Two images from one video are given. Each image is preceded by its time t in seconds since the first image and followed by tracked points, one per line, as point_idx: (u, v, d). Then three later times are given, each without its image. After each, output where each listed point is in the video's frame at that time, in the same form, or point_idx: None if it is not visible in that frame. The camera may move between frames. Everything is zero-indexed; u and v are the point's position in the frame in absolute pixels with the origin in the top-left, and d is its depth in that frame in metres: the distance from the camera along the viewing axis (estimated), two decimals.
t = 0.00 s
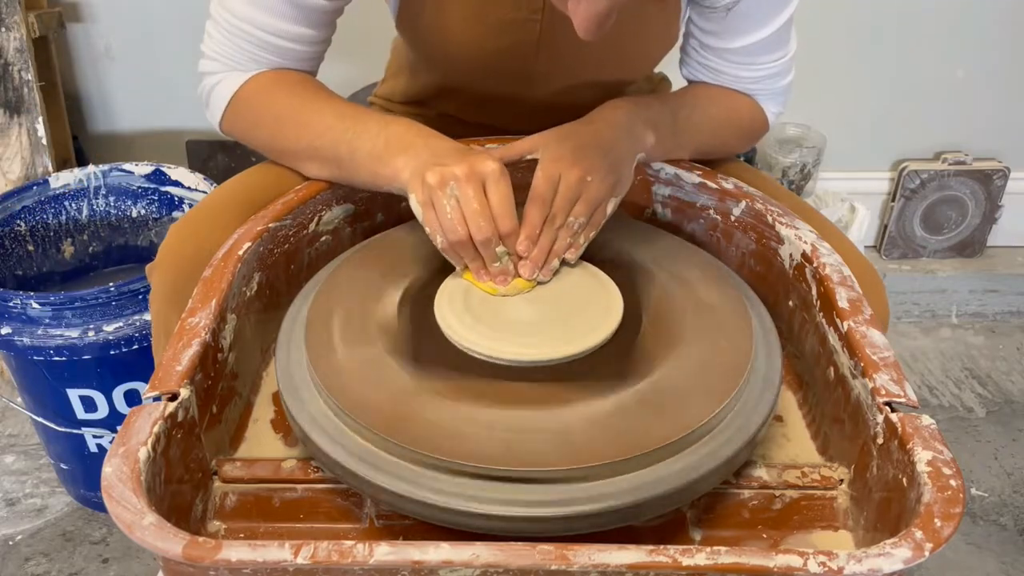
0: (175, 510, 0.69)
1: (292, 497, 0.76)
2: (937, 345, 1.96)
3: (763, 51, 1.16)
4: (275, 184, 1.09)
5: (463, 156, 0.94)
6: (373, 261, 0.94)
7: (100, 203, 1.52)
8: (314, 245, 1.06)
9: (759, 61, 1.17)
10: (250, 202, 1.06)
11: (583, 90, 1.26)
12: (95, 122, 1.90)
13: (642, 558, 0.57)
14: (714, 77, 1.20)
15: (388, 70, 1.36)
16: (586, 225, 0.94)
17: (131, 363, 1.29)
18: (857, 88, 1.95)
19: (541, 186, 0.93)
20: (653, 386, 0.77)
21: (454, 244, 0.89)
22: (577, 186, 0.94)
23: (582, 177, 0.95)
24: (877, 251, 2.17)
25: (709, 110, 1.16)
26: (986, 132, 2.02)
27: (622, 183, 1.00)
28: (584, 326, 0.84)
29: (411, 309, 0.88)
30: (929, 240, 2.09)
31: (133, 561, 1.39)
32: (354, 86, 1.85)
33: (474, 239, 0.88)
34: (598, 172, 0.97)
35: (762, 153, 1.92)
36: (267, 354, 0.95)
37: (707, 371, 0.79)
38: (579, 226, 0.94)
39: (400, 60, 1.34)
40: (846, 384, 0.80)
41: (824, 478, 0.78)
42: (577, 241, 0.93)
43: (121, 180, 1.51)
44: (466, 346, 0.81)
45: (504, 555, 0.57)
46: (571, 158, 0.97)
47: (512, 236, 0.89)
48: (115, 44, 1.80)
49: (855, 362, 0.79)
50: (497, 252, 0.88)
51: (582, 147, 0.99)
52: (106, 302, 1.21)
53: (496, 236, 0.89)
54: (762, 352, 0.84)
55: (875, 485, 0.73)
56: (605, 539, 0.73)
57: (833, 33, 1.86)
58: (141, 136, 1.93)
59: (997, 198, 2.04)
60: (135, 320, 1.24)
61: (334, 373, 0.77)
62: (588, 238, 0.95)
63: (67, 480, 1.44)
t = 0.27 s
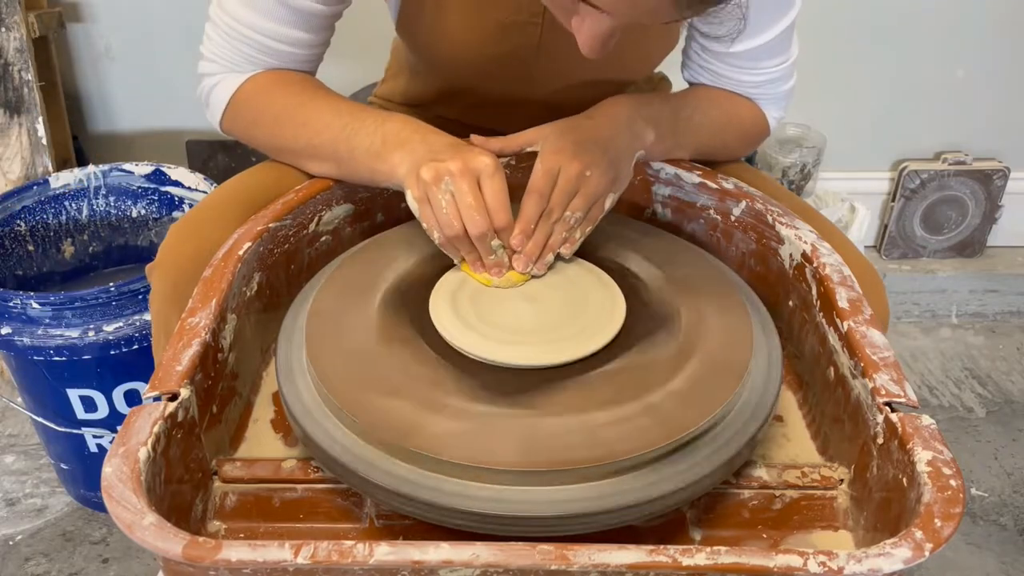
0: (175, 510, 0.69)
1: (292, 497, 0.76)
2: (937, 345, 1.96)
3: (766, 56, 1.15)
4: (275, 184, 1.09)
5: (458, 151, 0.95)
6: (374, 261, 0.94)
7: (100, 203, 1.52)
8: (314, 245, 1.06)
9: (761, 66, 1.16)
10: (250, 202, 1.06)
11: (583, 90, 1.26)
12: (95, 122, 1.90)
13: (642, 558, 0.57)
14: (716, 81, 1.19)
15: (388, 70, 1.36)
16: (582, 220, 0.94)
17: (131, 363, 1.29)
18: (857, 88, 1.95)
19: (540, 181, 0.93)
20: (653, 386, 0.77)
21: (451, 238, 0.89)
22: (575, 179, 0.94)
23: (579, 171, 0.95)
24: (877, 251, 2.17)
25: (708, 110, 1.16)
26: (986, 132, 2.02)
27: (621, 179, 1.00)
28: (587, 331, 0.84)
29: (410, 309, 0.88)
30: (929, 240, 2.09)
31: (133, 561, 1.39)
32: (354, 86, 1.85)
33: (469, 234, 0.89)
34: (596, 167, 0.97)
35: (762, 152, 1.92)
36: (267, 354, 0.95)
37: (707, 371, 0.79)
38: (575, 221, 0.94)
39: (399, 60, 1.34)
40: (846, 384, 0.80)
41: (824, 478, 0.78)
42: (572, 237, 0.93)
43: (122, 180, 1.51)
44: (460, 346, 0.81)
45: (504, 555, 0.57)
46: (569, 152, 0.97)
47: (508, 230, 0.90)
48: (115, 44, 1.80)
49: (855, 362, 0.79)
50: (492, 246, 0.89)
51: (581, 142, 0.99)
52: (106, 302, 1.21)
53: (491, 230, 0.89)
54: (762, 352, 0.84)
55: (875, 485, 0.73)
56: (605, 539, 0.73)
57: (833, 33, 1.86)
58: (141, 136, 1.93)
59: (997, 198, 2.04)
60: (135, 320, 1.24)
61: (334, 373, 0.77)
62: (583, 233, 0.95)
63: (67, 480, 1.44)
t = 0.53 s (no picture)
0: (175, 511, 0.69)
1: (292, 497, 0.76)
2: (937, 345, 1.96)
3: (766, 60, 1.16)
4: (274, 184, 1.09)
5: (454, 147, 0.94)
6: (373, 261, 0.94)
7: (100, 203, 1.52)
8: (314, 245, 1.05)
9: (761, 70, 1.17)
10: (250, 202, 1.06)
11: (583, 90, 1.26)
12: (95, 122, 1.90)
13: (642, 557, 0.57)
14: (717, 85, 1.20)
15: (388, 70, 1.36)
16: (578, 217, 0.94)
17: (131, 363, 1.29)
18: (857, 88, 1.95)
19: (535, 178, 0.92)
20: (653, 386, 0.77)
21: (447, 234, 0.89)
22: (573, 175, 0.94)
23: (577, 167, 0.94)
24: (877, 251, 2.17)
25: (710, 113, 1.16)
26: (986, 132, 2.02)
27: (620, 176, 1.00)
28: (590, 331, 0.83)
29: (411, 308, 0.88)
30: (929, 240, 2.09)
31: (133, 561, 1.39)
32: (354, 86, 1.85)
33: (465, 230, 0.89)
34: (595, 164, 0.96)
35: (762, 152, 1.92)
36: (267, 354, 0.95)
37: (708, 372, 0.79)
38: (572, 218, 0.93)
39: (400, 60, 1.34)
40: (846, 384, 0.80)
41: (824, 478, 0.78)
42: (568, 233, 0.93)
43: (122, 180, 1.51)
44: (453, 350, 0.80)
45: (504, 555, 0.57)
46: (568, 147, 0.96)
47: (503, 225, 0.89)
48: (115, 44, 1.80)
49: (855, 362, 0.79)
50: (487, 241, 0.89)
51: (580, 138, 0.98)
52: (105, 302, 1.21)
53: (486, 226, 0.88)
54: (762, 352, 0.84)
55: (875, 485, 0.73)
56: (605, 539, 0.73)
57: (833, 33, 1.86)
58: (141, 136, 1.93)
59: (997, 198, 2.04)
60: (135, 320, 1.24)
61: (334, 374, 0.77)
62: (580, 229, 0.94)
63: (67, 480, 1.44)
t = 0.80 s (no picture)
0: (175, 511, 0.69)
1: (292, 497, 0.76)
2: (937, 345, 1.96)
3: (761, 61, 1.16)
4: (275, 184, 1.09)
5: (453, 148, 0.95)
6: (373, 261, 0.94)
7: (100, 203, 1.52)
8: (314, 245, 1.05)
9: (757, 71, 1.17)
10: (250, 202, 1.06)
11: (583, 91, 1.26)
12: (95, 122, 1.90)
13: (642, 557, 0.57)
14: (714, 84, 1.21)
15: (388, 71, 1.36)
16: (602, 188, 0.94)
17: (131, 363, 1.29)
18: (857, 89, 1.95)
19: (547, 174, 0.88)
20: (653, 387, 0.77)
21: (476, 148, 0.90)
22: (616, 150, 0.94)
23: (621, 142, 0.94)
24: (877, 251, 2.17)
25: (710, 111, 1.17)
26: (986, 132, 2.02)
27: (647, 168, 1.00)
28: (593, 333, 0.83)
29: (411, 308, 0.88)
30: (929, 240, 2.09)
31: (133, 561, 1.39)
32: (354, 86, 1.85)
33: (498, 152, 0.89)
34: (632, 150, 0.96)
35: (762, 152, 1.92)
36: (268, 354, 0.95)
37: (708, 372, 0.79)
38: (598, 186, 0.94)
39: (400, 60, 1.34)
40: (846, 384, 0.80)
41: (825, 478, 0.78)
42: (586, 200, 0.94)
43: (121, 180, 1.51)
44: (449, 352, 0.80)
45: (504, 555, 0.57)
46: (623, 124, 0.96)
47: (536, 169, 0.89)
48: (116, 44, 1.80)
49: (855, 362, 0.79)
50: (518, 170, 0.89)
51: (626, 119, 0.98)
52: (105, 302, 1.21)
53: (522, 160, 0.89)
54: (762, 352, 0.84)
55: (875, 485, 0.73)
56: (605, 539, 0.73)
57: (833, 33, 1.86)
58: (141, 136, 1.93)
59: (997, 198, 2.04)
60: (135, 320, 1.24)
61: (333, 375, 0.77)
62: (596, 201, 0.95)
63: (67, 480, 1.44)
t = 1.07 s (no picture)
0: (175, 511, 0.69)
1: (292, 497, 0.76)
2: (937, 345, 1.96)
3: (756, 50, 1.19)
4: (275, 184, 1.09)
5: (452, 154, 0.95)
6: (373, 261, 0.94)
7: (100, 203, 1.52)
8: (314, 245, 1.05)
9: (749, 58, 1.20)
10: (250, 203, 1.06)
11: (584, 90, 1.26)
12: (95, 122, 1.90)
13: (642, 558, 0.57)
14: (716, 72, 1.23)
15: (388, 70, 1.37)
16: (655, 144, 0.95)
17: (131, 363, 1.29)
18: (857, 89, 1.95)
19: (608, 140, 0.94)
20: (653, 386, 0.77)
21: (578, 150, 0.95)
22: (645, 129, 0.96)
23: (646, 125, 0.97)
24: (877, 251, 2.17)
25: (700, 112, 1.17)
26: (986, 132, 2.02)
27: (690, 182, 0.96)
28: (594, 333, 0.82)
29: (411, 307, 0.88)
30: (929, 240, 2.09)
31: (133, 561, 1.39)
32: (354, 86, 1.86)
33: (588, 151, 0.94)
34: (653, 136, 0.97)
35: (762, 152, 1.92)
36: (268, 354, 0.95)
37: (709, 372, 0.79)
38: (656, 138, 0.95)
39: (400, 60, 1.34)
40: (846, 384, 0.80)
41: (825, 478, 0.78)
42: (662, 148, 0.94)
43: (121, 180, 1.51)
44: (449, 353, 0.80)
45: (504, 555, 0.57)
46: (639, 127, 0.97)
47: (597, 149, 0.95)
48: (116, 44, 1.80)
49: (855, 362, 0.79)
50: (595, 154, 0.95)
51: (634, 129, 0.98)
52: (106, 302, 1.21)
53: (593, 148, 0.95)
54: (762, 353, 0.84)
55: (875, 486, 0.73)
56: (604, 539, 0.73)
57: (833, 33, 1.86)
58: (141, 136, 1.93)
59: (997, 198, 2.04)
60: (135, 320, 1.24)
61: (333, 374, 0.77)
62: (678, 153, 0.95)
63: (67, 480, 1.44)
